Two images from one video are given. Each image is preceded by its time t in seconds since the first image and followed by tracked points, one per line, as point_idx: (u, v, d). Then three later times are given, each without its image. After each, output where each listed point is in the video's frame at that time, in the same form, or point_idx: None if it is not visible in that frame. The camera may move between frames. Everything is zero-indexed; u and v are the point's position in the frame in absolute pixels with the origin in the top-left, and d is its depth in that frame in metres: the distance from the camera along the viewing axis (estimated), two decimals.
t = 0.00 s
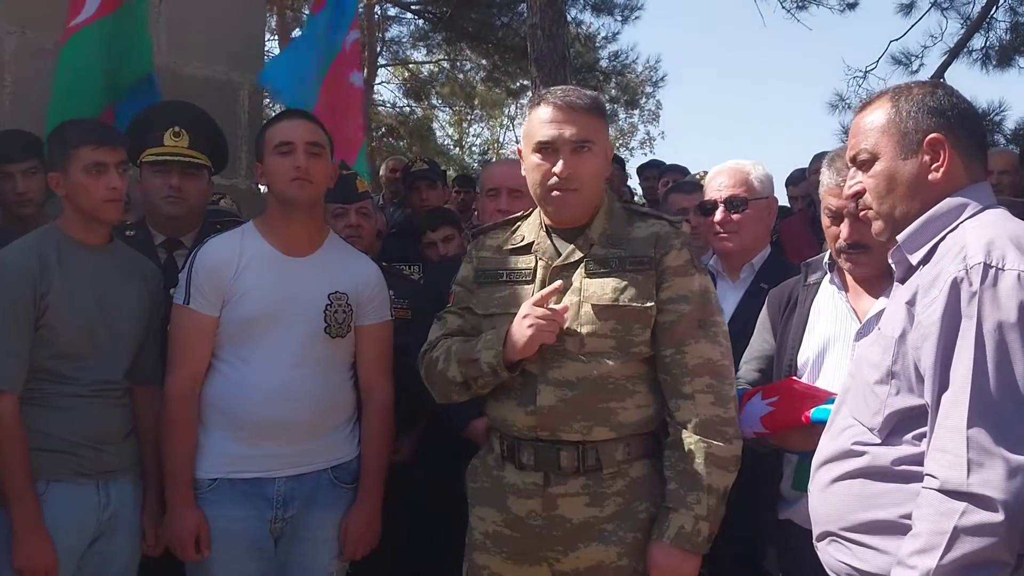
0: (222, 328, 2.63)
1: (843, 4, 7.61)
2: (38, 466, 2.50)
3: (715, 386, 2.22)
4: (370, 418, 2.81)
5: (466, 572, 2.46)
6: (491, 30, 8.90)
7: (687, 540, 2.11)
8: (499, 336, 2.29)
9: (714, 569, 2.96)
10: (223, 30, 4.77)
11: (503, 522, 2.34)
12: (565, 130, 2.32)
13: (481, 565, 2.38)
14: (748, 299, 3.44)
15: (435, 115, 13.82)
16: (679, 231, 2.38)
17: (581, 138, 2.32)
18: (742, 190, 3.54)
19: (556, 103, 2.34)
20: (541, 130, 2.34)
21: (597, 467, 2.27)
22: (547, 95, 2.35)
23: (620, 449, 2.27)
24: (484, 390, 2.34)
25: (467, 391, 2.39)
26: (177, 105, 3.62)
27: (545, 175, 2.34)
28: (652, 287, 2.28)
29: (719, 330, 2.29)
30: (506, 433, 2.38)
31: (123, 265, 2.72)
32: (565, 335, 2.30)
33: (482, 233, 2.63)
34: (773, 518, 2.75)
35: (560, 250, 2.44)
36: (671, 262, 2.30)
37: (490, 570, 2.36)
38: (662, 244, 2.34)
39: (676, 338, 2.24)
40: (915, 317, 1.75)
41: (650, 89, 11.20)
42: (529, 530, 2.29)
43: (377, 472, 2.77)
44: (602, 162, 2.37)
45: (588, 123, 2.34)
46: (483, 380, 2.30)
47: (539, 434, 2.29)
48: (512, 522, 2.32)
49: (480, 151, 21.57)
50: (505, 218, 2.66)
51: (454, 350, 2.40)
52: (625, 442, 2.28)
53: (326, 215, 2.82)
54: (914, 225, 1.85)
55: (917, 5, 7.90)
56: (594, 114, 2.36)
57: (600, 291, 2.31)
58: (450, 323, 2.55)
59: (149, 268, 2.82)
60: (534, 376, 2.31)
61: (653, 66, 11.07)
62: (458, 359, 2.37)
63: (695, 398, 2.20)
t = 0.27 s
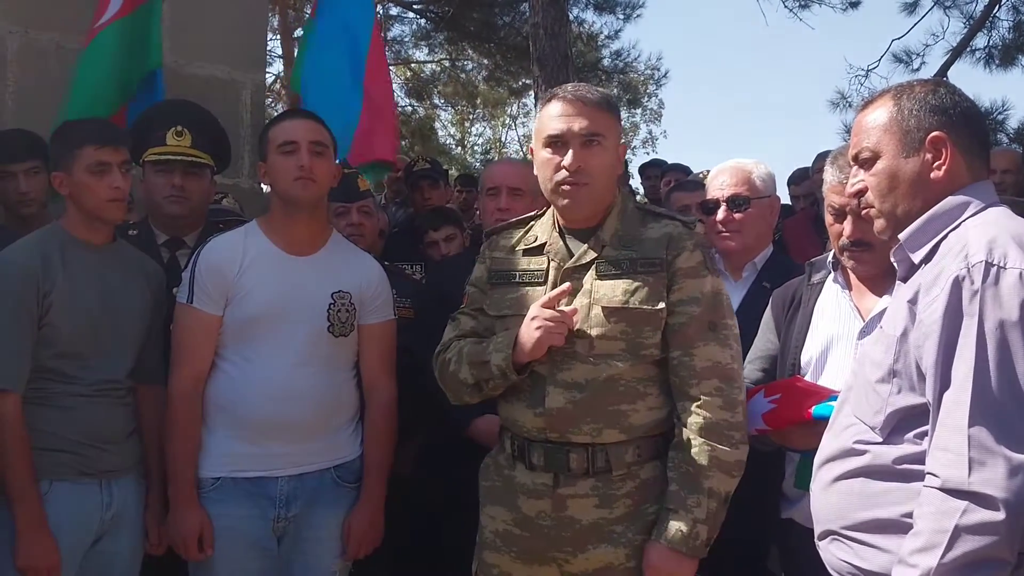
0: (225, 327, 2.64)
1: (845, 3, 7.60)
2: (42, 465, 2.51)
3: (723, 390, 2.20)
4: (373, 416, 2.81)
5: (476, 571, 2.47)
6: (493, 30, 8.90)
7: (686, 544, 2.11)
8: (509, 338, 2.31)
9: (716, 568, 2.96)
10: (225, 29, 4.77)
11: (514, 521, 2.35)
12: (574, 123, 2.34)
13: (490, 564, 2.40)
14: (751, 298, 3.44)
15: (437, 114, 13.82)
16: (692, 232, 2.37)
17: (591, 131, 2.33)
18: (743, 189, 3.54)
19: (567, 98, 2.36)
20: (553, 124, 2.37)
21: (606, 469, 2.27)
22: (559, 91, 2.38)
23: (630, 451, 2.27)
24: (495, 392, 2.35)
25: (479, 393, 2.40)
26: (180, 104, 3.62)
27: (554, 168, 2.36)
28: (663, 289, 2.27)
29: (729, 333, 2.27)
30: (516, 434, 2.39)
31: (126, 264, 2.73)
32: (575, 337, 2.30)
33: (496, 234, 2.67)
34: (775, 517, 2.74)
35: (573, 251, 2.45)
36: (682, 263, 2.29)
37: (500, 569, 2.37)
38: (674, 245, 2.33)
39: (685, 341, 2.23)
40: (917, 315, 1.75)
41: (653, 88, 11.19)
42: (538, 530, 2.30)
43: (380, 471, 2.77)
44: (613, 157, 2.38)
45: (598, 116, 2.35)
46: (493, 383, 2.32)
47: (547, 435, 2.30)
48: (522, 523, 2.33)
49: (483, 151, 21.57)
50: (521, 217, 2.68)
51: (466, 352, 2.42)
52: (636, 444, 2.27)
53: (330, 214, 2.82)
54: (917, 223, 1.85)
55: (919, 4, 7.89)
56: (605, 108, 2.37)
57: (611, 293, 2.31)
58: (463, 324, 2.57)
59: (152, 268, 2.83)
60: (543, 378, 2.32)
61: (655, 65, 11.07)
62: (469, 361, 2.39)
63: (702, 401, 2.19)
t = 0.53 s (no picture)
0: (227, 327, 2.64)
1: (847, 3, 7.59)
2: (43, 465, 2.51)
3: (726, 393, 2.20)
4: (375, 417, 2.81)
5: (477, 570, 2.48)
6: (494, 29, 8.90)
7: (689, 550, 2.11)
8: (510, 336, 2.31)
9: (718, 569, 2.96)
10: (227, 29, 4.77)
11: (514, 521, 2.36)
12: (580, 119, 2.35)
13: (491, 563, 2.41)
14: (752, 298, 3.44)
15: (439, 114, 13.82)
16: (697, 235, 2.36)
17: (597, 127, 2.34)
18: (744, 189, 3.54)
19: (574, 95, 2.37)
20: (559, 120, 2.38)
21: (607, 470, 2.26)
22: (564, 88, 2.40)
23: (630, 453, 2.27)
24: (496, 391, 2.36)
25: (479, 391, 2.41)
26: (182, 105, 3.62)
27: (560, 164, 2.36)
28: (666, 292, 2.27)
29: (734, 336, 2.26)
30: (517, 434, 2.40)
31: (128, 264, 2.73)
32: (577, 338, 2.30)
33: (500, 233, 2.67)
34: (777, 517, 2.74)
35: (576, 251, 2.45)
36: (686, 266, 2.28)
37: (501, 569, 2.38)
38: (678, 249, 2.32)
39: (688, 343, 2.23)
40: (918, 316, 1.75)
41: (654, 88, 11.19)
42: (538, 531, 2.31)
43: (382, 472, 2.77)
44: (619, 155, 2.38)
45: (604, 112, 2.36)
46: (494, 381, 2.33)
47: (549, 436, 2.30)
48: (522, 522, 2.34)
49: (484, 151, 21.57)
50: (525, 215, 2.67)
51: (467, 349, 2.42)
52: (636, 445, 2.27)
53: (332, 214, 2.82)
54: (919, 223, 1.85)
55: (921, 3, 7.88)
56: (612, 105, 2.38)
57: (614, 294, 2.30)
58: (465, 321, 2.59)
59: (154, 268, 2.83)
60: (545, 378, 2.31)
61: (657, 65, 11.06)
62: (470, 359, 2.39)
63: (705, 404, 2.19)
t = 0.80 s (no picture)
0: (229, 327, 2.64)
1: (847, 3, 7.58)
2: (44, 465, 2.51)
3: (726, 393, 2.20)
4: (376, 417, 2.81)
5: (477, 570, 2.48)
6: (495, 30, 8.90)
7: (689, 548, 2.11)
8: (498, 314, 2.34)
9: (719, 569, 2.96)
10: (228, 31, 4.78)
11: (513, 522, 2.35)
12: (576, 114, 2.35)
13: (490, 564, 2.41)
14: (753, 299, 3.44)
15: (440, 115, 13.83)
16: (696, 234, 2.37)
17: (592, 122, 2.34)
18: (744, 189, 3.54)
19: (572, 91, 2.38)
20: (556, 116, 2.38)
21: (606, 471, 2.26)
22: (563, 85, 2.40)
23: (629, 453, 2.27)
24: (483, 370, 2.36)
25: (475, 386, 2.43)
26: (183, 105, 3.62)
27: (555, 159, 2.35)
28: (666, 292, 2.27)
29: (734, 336, 2.26)
30: (515, 434, 2.40)
31: (128, 265, 2.73)
32: (576, 338, 2.30)
33: (498, 231, 2.67)
34: (779, 517, 2.74)
35: (575, 251, 2.45)
36: (686, 266, 2.28)
37: (500, 569, 2.38)
38: (678, 249, 2.33)
39: (688, 344, 2.22)
40: (919, 317, 1.75)
41: (655, 89, 11.19)
42: (537, 531, 2.31)
43: (383, 472, 2.77)
44: (616, 152, 2.37)
45: (601, 109, 2.36)
46: (481, 357, 2.34)
47: (548, 437, 2.30)
48: (521, 523, 2.34)
49: (485, 151, 21.58)
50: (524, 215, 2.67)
51: (456, 330, 2.46)
52: (635, 445, 2.27)
53: (333, 214, 2.82)
54: (919, 223, 1.84)
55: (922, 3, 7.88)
56: (610, 102, 2.38)
57: (613, 293, 2.30)
58: (461, 316, 2.56)
59: (155, 268, 2.83)
60: (544, 379, 2.31)
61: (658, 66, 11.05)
62: (460, 339, 2.43)
63: (706, 404, 2.18)
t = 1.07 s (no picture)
0: (229, 329, 2.64)
1: (846, 3, 7.58)
2: (44, 467, 2.51)
3: (723, 396, 2.20)
4: (376, 419, 2.81)
5: (473, 570, 2.48)
6: (494, 31, 8.90)
7: (685, 550, 2.11)
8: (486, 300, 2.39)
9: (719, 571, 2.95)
10: (228, 33, 4.78)
11: (509, 522, 2.35)
12: (556, 113, 2.36)
13: (487, 564, 2.40)
14: (752, 299, 3.44)
15: (440, 117, 13.83)
16: (693, 236, 2.37)
17: (569, 121, 2.33)
18: (743, 190, 3.53)
19: (563, 91, 2.40)
20: (540, 116, 2.40)
21: (602, 471, 2.26)
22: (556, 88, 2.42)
23: (625, 454, 2.27)
24: (472, 356, 2.38)
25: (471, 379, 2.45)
26: (182, 107, 3.62)
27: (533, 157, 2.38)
28: (663, 294, 2.27)
29: (730, 339, 2.26)
30: (511, 435, 2.40)
31: (128, 267, 2.73)
32: (574, 339, 2.31)
33: (497, 232, 2.68)
34: (780, 518, 2.73)
35: (572, 252, 2.44)
36: (683, 268, 2.28)
37: (496, 569, 2.38)
38: (674, 251, 2.33)
39: (685, 346, 2.22)
40: (916, 317, 1.74)
41: (655, 89, 11.19)
42: (533, 531, 2.30)
43: (383, 474, 2.77)
44: (596, 149, 2.32)
45: (585, 108, 2.34)
46: (469, 341, 2.37)
47: (544, 438, 2.30)
48: (517, 523, 2.33)
49: (486, 152, 21.59)
50: (524, 216, 2.69)
51: (448, 318, 2.50)
52: (631, 447, 2.27)
53: (333, 216, 2.82)
54: (916, 224, 1.84)
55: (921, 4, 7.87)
56: (598, 102, 2.36)
57: (610, 296, 2.30)
58: (457, 312, 2.50)
59: (154, 270, 2.83)
60: (540, 380, 2.31)
61: (657, 67, 11.05)
62: (449, 326, 2.48)
63: (701, 407, 2.18)
